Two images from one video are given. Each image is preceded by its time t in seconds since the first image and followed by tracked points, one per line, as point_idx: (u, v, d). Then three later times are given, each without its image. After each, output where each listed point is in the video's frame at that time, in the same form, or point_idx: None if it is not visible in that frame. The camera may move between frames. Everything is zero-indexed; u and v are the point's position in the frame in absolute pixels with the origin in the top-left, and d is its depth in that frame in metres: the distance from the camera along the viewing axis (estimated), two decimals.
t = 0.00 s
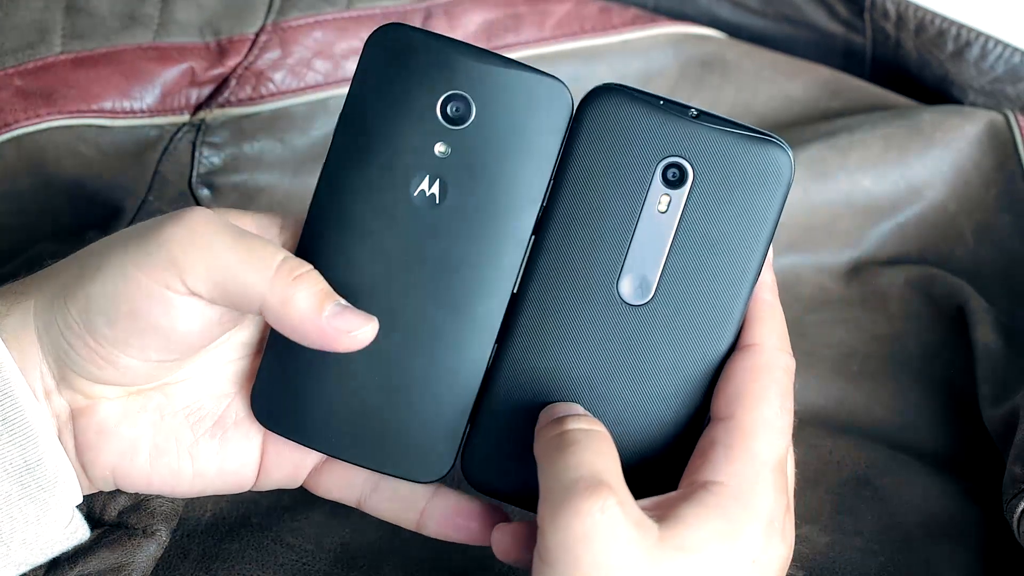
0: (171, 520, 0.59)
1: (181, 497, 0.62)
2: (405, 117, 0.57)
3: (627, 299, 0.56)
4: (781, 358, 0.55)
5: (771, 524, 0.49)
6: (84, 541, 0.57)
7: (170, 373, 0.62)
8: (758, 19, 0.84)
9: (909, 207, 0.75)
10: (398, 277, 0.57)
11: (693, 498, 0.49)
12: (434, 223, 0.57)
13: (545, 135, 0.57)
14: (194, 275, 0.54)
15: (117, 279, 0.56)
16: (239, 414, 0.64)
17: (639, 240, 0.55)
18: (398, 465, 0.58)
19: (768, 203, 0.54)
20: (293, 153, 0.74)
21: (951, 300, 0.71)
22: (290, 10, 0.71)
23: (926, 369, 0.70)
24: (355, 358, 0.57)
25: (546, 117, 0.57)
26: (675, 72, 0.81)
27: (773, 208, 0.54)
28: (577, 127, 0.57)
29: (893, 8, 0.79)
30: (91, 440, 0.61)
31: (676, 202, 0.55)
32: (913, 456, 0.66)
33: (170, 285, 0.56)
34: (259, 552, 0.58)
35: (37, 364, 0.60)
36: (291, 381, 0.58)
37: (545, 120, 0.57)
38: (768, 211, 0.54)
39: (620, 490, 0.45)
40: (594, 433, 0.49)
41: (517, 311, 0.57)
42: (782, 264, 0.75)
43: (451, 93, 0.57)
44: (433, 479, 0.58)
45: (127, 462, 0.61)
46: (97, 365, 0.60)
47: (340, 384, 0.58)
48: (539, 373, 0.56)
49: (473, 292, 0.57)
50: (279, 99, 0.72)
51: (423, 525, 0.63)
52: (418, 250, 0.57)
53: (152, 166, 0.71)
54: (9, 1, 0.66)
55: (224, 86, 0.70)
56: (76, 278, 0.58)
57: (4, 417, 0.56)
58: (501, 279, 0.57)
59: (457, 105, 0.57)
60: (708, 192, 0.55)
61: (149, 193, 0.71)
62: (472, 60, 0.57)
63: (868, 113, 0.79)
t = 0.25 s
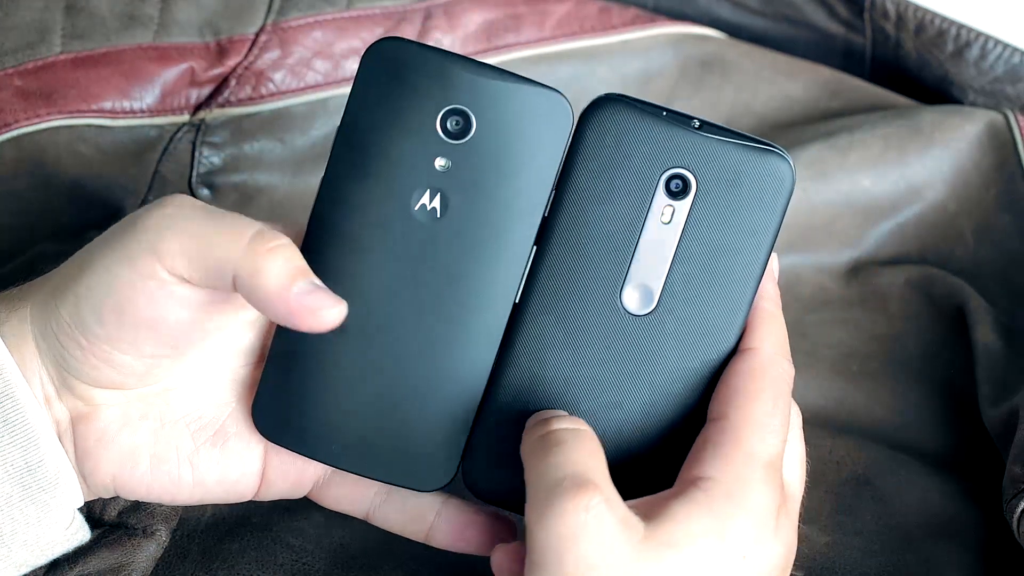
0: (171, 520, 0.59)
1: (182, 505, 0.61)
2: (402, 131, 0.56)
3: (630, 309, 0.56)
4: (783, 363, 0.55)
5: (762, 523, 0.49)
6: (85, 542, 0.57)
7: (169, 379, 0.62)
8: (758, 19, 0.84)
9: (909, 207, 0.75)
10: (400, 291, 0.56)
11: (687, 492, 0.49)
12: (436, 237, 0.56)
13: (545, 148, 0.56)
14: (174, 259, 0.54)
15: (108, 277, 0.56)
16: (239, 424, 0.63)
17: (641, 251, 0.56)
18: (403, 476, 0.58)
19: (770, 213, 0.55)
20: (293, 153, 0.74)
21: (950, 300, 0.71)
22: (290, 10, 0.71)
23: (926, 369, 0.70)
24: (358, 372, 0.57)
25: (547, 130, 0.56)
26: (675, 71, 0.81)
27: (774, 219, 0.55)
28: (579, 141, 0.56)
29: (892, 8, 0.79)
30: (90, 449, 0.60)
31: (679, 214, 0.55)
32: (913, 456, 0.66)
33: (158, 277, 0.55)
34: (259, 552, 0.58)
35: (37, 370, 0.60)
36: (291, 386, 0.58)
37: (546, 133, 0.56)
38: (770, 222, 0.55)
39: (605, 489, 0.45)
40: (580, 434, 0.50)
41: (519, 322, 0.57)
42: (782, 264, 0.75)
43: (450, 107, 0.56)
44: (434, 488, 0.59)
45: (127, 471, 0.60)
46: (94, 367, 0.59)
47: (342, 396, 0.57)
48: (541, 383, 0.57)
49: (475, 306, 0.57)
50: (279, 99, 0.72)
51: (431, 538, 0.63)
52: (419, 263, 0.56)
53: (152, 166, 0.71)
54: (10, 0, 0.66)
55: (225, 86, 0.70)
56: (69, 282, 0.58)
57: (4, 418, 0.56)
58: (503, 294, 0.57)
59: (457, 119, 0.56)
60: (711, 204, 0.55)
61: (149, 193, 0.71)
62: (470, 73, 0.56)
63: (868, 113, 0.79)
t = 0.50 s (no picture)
0: (171, 520, 0.59)
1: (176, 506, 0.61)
2: (395, 127, 0.56)
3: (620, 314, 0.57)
4: (763, 366, 0.56)
5: (724, 517, 0.50)
6: (85, 542, 0.57)
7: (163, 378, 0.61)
8: (758, 19, 0.83)
9: (909, 207, 0.75)
10: (387, 288, 0.56)
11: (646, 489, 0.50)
12: (424, 234, 0.56)
13: (537, 147, 0.56)
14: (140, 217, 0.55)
15: (87, 255, 0.56)
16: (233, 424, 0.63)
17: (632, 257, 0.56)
18: (387, 476, 0.57)
19: (758, 221, 0.56)
20: (293, 154, 0.74)
21: (950, 300, 0.71)
22: (290, 10, 0.71)
23: (926, 369, 0.70)
24: (346, 369, 0.57)
25: (539, 129, 0.56)
26: (675, 72, 0.81)
27: (762, 227, 0.56)
28: (572, 142, 0.56)
29: (893, 8, 0.79)
30: (84, 447, 0.60)
31: (670, 220, 0.56)
32: (913, 456, 0.66)
33: (134, 244, 0.56)
34: (259, 553, 0.58)
35: (31, 366, 0.60)
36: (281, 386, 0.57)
37: (539, 132, 0.56)
38: (758, 229, 0.56)
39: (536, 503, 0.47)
40: (502, 429, 0.50)
41: (507, 326, 0.57)
42: (782, 264, 0.75)
43: (443, 104, 0.55)
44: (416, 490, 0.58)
45: (121, 469, 0.60)
46: (82, 359, 0.59)
47: (330, 395, 0.57)
48: (530, 386, 0.57)
49: (462, 305, 0.57)
50: (279, 99, 0.72)
51: (423, 542, 0.62)
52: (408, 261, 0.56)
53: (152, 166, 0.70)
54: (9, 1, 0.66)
55: (224, 86, 0.70)
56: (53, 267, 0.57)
57: (5, 418, 0.56)
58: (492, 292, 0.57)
59: (449, 116, 0.55)
60: (701, 210, 0.56)
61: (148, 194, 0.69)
62: (464, 71, 0.55)
63: (867, 113, 0.79)
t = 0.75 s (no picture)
0: (169, 520, 0.60)
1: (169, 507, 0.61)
2: (381, 128, 0.55)
3: (610, 313, 0.56)
4: (758, 363, 0.56)
5: (714, 515, 0.49)
6: (85, 542, 0.57)
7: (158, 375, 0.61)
8: (758, 19, 0.83)
9: (909, 207, 0.75)
10: (376, 291, 0.56)
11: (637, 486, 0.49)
12: (414, 236, 0.56)
13: (523, 146, 0.56)
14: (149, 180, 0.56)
15: (91, 230, 0.57)
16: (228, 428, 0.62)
17: (621, 255, 0.56)
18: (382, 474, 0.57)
19: (748, 218, 0.55)
20: (293, 154, 0.74)
21: (950, 300, 0.71)
22: (290, 10, 0.72)
23: (926, 369, 0.70)
24: (338, 370, 0.56)
25: (526, 128, 0.56)
26: (675, 71, 0.81)
27: (753, 223, 0.55)
28: (559, 142, 0.56)
29: (892, 8, 0.78)
30: (79, 446, 0.60)
31: (659, 218, 0.56)
32: (913, 456, 0.66)
33: (138, 216, 0.57)
34: (259, 552, 0.58)
35: (27, 364, 0.60)
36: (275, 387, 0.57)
37: (526, 131, 0.56)
38: (748, 226, 0.55)
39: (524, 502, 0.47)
40: (502, 437, 0.51)
41: (497, 327, 0.57)
42: (782, 264, 0.75)
43: (429, 105, 0.55)
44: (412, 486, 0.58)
45: (117, 469, 0.60)
46: (77, 351, 0.59)
47: (322, 398, 0.57)
48: (521, 386, 0.57)
49: (451, 305, 0.57)
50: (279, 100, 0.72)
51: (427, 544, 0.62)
52: (397, 262, 0.56)
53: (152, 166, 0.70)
54: (9, 1, 0.65)
55: (224, 87, 0.71)
56: (50, 255, 0.58)
57: (5, 418, 0.56)
58: (480, 293, 0.57)
59: (436, 117, 0.55)
60: (690, 207, 0.55)
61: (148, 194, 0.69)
62: (449, 70, 0.55)
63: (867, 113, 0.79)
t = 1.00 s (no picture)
0: (169, 520, 0.60)
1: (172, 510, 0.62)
2: (370, 125, 0.55)
3: (596, 315, 0.56)
4: (744, 364, 0.56)
5: (701, 516, 0.49)
6: (86, 544, 0.57)
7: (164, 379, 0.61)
8: (758, 19, 0.83)
9: (909, 207, 0.75)
10: (363, 293, 0.56)
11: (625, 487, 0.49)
12: (402, 236, 0.55)
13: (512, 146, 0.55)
14: (174, 192, 0.56)
15: (107, 231, 0.57)
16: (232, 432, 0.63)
17: (609, 256, 0.55)
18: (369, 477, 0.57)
19: (735, 219, 0.55)
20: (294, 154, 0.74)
21: (950, 300, 0.71)
22: (290, 10, 0.72)
23: (926, 369, 0.70)
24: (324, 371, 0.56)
25: (516, 128, 0.55)
26: (675, 71, 0.81)
27: (739, 224, 0.55)
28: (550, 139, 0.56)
29: (892, 8, 0.78)
30: (83, 444, 0.61)
31: (647, 218, 0.55)
32: (913, 456, 0.65)
33: (158, 221, 0.57)
34: (259, 552, 0.58)
35: (35, 363, 0.60)
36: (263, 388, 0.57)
37: (516, 131, 0.55)
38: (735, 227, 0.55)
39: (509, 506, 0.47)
40: (484, 438, 0.50)
41: (481, 331, 0.57)
42: (782, 264, 0.75)
43: (419, 104, 0.55)
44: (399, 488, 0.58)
45: (120, 469, 0.61)
46: (84, 351, 0.59)
47: (310, 400, 0.56)
48: (505, 390, 0.56)
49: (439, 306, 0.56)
50: (279, 99, 0.72)
51: (424, 550, 0.62)
52: (384, 262, 0.55)
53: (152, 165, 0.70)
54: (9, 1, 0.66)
55: (224, 87, 0.71)
56: (63, 255, 0.58)
57: (9, 420, 0.56)
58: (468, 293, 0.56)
59: (426, 116, 0.55)
60: (676, 208, 0.55)
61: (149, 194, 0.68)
62: (439, 70, 0.54)
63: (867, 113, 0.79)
